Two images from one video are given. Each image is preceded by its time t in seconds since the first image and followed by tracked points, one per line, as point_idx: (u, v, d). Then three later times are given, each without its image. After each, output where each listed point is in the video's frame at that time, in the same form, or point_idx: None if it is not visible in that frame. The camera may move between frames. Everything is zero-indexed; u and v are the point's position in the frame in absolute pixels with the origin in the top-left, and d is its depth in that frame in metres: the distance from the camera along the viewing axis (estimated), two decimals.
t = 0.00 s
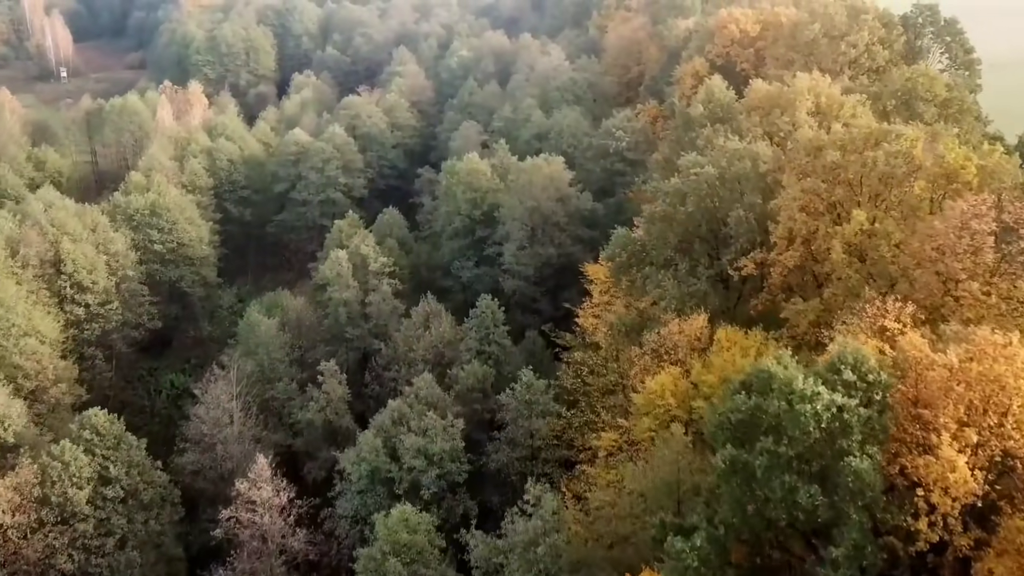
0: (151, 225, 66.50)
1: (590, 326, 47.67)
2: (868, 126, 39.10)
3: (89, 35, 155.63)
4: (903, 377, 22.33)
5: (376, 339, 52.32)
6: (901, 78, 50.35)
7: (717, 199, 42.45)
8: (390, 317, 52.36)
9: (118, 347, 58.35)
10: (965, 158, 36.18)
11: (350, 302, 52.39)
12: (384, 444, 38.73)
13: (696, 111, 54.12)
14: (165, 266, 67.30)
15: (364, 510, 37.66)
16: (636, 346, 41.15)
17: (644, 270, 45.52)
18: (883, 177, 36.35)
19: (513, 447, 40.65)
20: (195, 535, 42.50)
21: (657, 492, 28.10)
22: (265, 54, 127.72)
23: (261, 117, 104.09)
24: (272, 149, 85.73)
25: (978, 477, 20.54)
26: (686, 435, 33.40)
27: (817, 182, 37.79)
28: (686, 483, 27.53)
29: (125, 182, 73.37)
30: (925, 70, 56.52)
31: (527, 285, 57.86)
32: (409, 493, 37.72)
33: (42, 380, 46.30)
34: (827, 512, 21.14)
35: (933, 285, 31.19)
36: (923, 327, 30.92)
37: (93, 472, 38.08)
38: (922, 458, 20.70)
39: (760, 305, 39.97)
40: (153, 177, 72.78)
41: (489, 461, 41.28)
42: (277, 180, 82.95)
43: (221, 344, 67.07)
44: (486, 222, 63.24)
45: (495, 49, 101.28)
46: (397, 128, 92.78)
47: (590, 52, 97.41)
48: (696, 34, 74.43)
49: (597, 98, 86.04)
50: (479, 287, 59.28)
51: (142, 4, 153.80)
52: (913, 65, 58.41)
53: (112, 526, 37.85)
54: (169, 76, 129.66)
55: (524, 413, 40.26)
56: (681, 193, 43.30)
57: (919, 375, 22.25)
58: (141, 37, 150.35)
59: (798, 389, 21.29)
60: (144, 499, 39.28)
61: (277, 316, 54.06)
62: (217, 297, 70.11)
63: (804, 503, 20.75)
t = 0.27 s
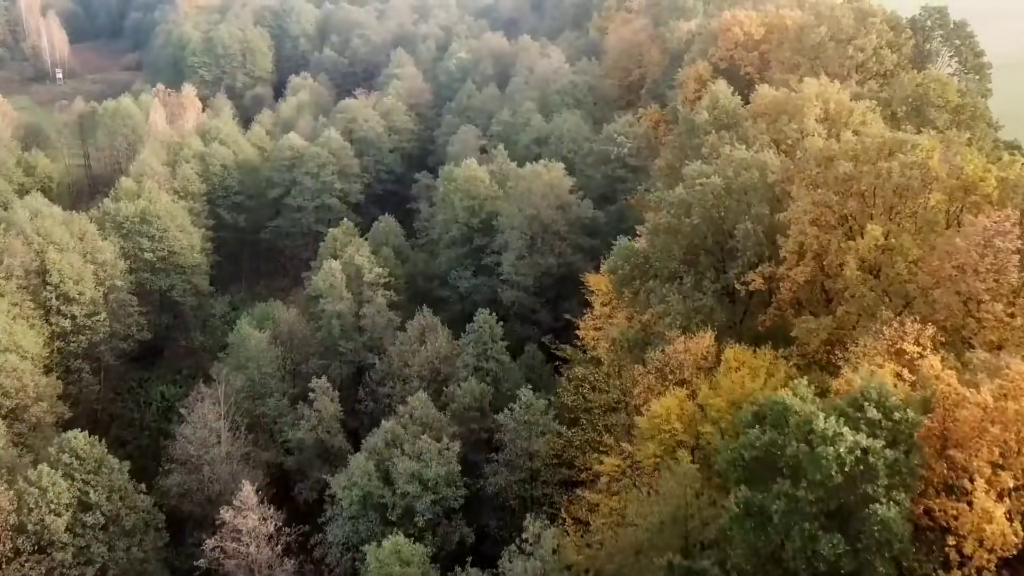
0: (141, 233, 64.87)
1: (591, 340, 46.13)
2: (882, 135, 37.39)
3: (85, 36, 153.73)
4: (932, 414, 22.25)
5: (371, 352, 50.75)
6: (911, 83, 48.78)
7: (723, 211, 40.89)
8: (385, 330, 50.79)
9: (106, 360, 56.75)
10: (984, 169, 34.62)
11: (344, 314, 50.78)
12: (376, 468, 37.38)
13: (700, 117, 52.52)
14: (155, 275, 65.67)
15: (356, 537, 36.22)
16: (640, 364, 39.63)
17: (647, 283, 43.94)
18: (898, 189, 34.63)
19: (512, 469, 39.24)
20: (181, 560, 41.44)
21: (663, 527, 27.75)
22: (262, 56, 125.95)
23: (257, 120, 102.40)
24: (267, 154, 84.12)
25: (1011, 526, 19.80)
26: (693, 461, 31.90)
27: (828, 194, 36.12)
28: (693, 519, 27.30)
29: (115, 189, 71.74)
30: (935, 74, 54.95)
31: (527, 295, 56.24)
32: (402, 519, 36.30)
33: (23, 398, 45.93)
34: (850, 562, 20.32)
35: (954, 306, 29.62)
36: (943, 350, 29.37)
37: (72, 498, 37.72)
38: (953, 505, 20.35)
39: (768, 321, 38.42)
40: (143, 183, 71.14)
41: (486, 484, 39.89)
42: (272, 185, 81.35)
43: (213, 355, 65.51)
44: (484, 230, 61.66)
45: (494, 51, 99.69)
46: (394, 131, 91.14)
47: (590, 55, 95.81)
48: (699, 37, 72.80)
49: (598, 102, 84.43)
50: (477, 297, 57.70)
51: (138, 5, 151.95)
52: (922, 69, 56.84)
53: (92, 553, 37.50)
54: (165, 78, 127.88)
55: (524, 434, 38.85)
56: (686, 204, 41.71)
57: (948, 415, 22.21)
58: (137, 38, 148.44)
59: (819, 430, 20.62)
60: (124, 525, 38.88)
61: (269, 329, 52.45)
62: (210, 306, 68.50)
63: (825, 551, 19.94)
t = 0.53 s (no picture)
0: (132, 239, 63.47)
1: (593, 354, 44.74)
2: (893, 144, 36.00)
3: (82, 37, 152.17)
4: (960, 449, 21.89)
5: (366, 365, 49.38)
6: (922, 88, 47.37)
7: (729, 222, 39.47)
8: (381, 342, 49.41)
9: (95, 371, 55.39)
10: (1003, 179, 33.09)
11: (338, 325, 49.35)
12: (370, 490, 36.06)
13: (704, 123, 51.11)
14: (147, 283, 64.28)
15: (348, 562, 34.90)
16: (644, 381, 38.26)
17: (650, 296, 42.56)
18: (912, 200, 33.14)
19: (511, 490, 37.96)
20: None
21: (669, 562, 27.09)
22: (259, 57, 124.45)
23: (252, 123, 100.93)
24: (262, 158, 82.72)
25: None
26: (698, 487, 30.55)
27: (839, 206, 34.71)
28: (700, 553, 26.72)
29: (106, 194, 70.30)
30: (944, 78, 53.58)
31: (527, 305, 54.85)
32: (396, 543, 34.97)
33: (5, 414, 45.20)
34: None
35: (975, 326, 28.26)
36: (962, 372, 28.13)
37: (51, 521, 37.07)
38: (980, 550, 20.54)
39: (775, 336, 37.06)
40: (135, 189, 69.69)
41: (484, 505, 38.63)
42: (267, 190, 79.98)
43: (205, 364, 64.10)
44: (482, 238, 60.29)
45: (493, 53, 98.32)
46: (392, 135, 89.72)
47: (591, 57, 94.42)
48: (702, 39, 71.39)
49: (598, 105, 83.05)
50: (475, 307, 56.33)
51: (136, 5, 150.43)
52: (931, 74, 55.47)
53: None
54: (161, 80, 126.37)
55: (523, 454, 37.57)
56: (691, 214, 40.30)
57: (976, 451, 21.82)
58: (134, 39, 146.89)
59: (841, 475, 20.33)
60: (106, 549, 38.17)
61: (261, 340, 51.07)
62: (202, 314, 67.15)
63: None
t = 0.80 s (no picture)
0: (121, 248, 61.73)
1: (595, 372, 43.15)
2: (908, 154, 34.41)
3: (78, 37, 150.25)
4: (998, 496, 20.66)
5: (359, 381, 47.80)
6: (934, 94, 45.72)
7: (736, 235, 37.86)
8: (375, 357, 47.82)
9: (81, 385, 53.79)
10: None
11: (331, 339, 47.76)
12: (363, 521, 34.84)
13: (709, 130, 49.45)
14: (136, 293, 62.70)
15: None
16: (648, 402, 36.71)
17: (655, 311, 41.01)
18: (930, 214, 31.44)
19: (508, 517, 36.58)
20: None
21: None
22: (256, 59, 122.70)
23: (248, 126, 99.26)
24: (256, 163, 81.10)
25: None
26: (707, 521, 28.91)
27: (852, 220, 33.15)
28: None
29: (96, 202, 68.40)
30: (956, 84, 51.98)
31: (526, 318, 53.16)
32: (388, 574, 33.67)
33: None
34: None
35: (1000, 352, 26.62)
36: (987, 400, 26.57)
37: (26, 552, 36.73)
38: None
39: (784, 355, 35.44)
40: (125, 197, 67.74)
41: (480, 533, 37.23)
42: (261, 196, 78.36)
43: (196, 376, 62.46)
44: (480, 247, 58.74)
45: (492, 56, 96.67)
46: (389, 139, 88.06)
47: (591, 59, 92.78)
48: (706, 42, 69.70)
49: (599, 108, 81.39)
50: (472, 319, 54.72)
51: (133, 7, 148.66)
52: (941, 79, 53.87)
53: None
54: (156, 82, 124.60)
55: (522, 481, 36.33)
56: (696, 227, 38.70)
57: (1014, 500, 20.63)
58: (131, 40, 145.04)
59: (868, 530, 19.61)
60: None
61: (252, 354, 49.45)
62: (194, 324, 65.63)
63: None
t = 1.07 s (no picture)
0: (109, 257, 59.86)
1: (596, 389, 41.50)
2: (925, 165, 32.65)
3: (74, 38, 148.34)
4: None
5: (352, 397, 46.17)
6: (948, 100, 44.02)
7: (745, 249, 36.15)
8: (368, 373, 46.14)
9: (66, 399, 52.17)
10: None
11: (323, 354, 46.13)
12: (352, 551, 33.46)
13: (714, 137, 47.79)
14: (125, 302, 60.98)
15: None
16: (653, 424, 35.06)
17: (659, 327, 39.34)
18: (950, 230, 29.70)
19: (507, 545, 35.24)
20: None
21: None
22: (253, 61, 120.92)
23: (243, 129, 97.49)
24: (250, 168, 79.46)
25: None
26: (716, 558, 27.35)
27: (868, 237, 31.47)
28: None
29: (85, 209, 66.46)
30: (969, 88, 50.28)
31: (527, 331, 51.46)
32: None
33: None
34: None
35: None
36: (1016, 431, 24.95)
37: None
38: None
39: (795, 375, 33.81)
40: (115, 204, 65.83)
41: (478, 559, 35.86)
42: (255, 202, 76.71)
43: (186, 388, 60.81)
44: (478, 257, 57.14)
45: (491, 58, 94.98)
46: (386, 143, 86.37)
47: (592, 61, 91.08)
48: (709, 45, 68.02)
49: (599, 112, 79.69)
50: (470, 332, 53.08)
51: (130, 7, 146.88)
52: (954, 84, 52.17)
53: None
54: (152, 83, 122.79)
55: (521, 506, 35.03)
56: (703, 241, 36.98)
57: None
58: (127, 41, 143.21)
59: None
60: None
61: (241, 370, 47.81)
62: (185, 334, 64.01)
63: None
